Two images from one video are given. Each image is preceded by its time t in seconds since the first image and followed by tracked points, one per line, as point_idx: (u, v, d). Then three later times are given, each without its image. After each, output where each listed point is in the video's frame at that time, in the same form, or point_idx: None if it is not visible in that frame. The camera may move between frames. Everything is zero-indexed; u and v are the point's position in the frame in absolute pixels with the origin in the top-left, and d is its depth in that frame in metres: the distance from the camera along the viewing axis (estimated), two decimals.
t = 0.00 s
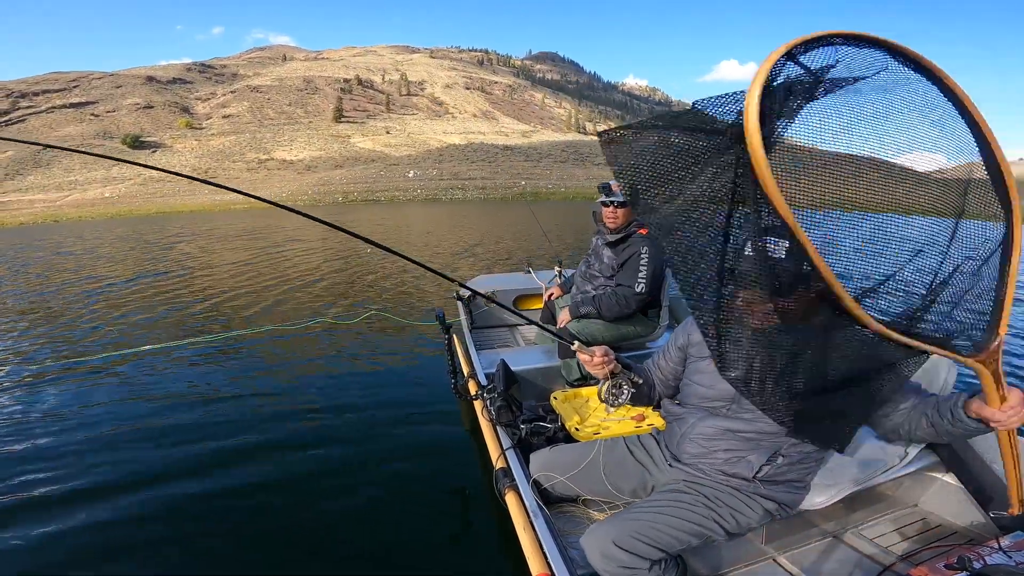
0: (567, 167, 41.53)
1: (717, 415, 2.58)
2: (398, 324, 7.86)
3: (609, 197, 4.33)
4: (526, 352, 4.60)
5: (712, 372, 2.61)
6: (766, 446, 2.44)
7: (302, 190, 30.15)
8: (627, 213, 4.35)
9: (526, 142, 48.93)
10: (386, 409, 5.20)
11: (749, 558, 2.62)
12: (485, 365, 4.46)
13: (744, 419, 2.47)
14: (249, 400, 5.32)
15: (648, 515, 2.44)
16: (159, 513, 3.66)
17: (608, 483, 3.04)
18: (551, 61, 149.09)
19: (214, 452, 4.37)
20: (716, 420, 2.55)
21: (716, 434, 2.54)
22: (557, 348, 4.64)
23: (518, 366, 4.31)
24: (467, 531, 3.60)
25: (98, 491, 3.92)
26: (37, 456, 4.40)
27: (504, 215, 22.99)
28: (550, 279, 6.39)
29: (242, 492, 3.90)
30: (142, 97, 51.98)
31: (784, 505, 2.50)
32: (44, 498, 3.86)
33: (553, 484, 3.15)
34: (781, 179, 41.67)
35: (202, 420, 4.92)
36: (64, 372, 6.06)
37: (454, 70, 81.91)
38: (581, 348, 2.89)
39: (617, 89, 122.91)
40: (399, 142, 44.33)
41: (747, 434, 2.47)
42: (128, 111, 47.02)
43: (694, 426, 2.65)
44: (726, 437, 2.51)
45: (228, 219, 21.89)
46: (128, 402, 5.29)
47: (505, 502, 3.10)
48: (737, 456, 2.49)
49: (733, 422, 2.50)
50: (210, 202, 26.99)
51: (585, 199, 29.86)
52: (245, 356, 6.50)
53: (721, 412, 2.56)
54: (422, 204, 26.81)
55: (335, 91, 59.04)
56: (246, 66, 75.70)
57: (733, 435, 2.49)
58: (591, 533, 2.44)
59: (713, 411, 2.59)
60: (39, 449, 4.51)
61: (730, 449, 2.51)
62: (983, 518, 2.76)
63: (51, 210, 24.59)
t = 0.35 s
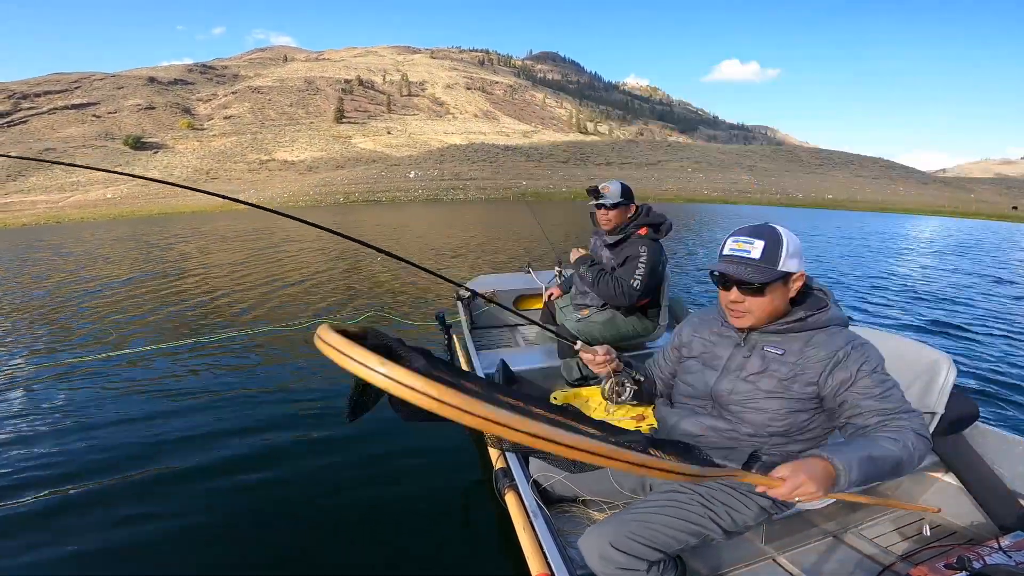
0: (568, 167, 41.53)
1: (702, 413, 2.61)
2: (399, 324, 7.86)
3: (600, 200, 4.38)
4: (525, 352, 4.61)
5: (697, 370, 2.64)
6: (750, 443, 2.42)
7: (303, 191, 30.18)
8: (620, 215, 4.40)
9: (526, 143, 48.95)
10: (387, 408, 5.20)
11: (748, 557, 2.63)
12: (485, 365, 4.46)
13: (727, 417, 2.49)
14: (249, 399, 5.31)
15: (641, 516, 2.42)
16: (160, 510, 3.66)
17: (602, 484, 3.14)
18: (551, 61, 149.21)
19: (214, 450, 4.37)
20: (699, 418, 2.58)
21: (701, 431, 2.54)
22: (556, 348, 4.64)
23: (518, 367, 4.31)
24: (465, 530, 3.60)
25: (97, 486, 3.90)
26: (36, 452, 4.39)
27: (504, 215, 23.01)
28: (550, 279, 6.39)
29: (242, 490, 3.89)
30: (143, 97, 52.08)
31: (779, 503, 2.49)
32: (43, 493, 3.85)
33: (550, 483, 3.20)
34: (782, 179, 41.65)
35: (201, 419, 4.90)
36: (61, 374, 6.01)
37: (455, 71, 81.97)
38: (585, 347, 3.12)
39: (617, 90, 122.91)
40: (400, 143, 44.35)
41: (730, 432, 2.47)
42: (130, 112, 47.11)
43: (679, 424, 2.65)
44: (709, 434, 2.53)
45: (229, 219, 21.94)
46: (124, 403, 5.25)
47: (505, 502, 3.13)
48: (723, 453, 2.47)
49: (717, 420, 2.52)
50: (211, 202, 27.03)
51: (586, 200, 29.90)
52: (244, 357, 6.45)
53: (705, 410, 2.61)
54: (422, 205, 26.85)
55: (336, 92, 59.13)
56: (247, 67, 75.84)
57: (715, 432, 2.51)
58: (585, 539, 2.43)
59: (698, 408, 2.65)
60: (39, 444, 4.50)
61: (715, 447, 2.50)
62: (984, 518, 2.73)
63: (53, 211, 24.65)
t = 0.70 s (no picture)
0: (568, 169, 41.63)
1: (688, 417, 2.67)
2: (402, 325, 7.84)
3: (599, 200, 4.39)
4: (524, 352, 4.61)
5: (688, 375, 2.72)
6: (730, 451, 2.44)
7: (303, 191, 30.20)
8: (619, 215, 4.41)
9: (526, 144, 49.06)
10: (387, 409, 5.21)
11: (749, 556, 2.63)
12: (485, 365, 4.45)
13: (708, 425, 2.51)
14: (249, 402, 5.30)
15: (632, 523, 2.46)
16: (161, 519, 3.67)
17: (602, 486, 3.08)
18: (551, 62, 149.55)
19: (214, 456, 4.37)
20: (683, 422, 2.63)
21: (683, 437, 2.60)
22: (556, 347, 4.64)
23: (518, 366, 4.31)
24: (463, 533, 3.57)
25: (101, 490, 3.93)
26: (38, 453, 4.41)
27: (504, 216, 23.05)
28: (550, 280, 6.39)
29: (246, 496, 3.92)
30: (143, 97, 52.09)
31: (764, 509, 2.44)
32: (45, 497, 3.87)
33: (550, 483, 3.19)
34: (781, 181, 41.80)
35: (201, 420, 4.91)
36: (58, 375, 5.99)
37: (456, 72, 82.13)
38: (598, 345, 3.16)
39: (617, 91, 123.08)
40: (400, 143, 44.42)
41: (709, 439, 2.50)
42: (130, 112, 47.10)
43: (665, 429, 2.72)
44: (691, 440, 2.58)
45: (228, 219, 21.95)
46: (121, 404, 5.22)
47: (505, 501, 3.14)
48: (705, 458, 2.51)
49: (698, 426, 2.55)
50: (211, 202, 27.03)
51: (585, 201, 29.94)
52: (245, 358, 6.43)
53: (691, 416, 2.66)
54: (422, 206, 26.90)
55: (336, 92, 59.23)
56: (248, 67, 75.94)
57: (697, 438, 2.55)
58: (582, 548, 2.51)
59: (687, 413, 2.70)
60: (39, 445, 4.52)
61: (698, 452, 2.54)
62: (984, 518, 2.72)
63: (52, 210, 24.62)
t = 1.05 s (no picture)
0: (565, 170, 41.72)
1: (678, 421, 2.68)
2: (402, 325, 7.82)
3: (600, 200, 4.40)
4: (524, 351, 4.59)
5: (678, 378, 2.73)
6: (720, 455, 2.44)
7: (301, 190, 30.11)
8: (620, 215, 4.43)
9: (524, 145, 49.14)
10: (388, 406, 5.19)
11: (750, 557, 2.63)
12: (485, 364, 4.45)
13: (695, 428, 2.53)
14: (250, 399, 5.28)
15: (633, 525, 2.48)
16: (158, 511, 3.64)
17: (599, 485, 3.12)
18: (550, 64, 149.88)
19: (213, 452, 4.35)
20: (672, 426, 2.65)
21: (673, 439, 2.61)
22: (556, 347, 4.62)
23: (518, 366, 4.30)
24: (465, 530, 3.55)
25: (98, 486, 3.89)
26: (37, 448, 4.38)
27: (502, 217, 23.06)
28: (550, 280, 6.40)
29: (245, 491, 3.88)
30: (141, 94, 51.95)
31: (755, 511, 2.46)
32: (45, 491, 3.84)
33: (549, 484, 3.18)
34: (777, 185, 42.00)
35: (200, 417, 4.88)
36: (48, 371, 5.91)
37: (454, 73, 82.23)
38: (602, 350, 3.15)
39: (615, 94, 123.34)
40: (399, 143, 44.42)
41: (697, 442, 2.52)
42: (127, 109, 46.96)
43: (656, 430, 2.75)
44: (680, 442, 2.58)
45: (226, 217, 21.89)
46: (112, 402, 5.16)
47: (505, 501, 3.13)
48: (696, 461, 2.51)
49: (687, 429, 2.57)
50: (208, 201, 26.95)
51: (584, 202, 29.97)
52: (244, 356, 6.39)
53: (681, 418, 2.68)
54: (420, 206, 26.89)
55: (335, 92, 59.22)
56: (246, 66, 75.88)
57: (686, 440, 2.56)
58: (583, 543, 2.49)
59: (676, 416, 2.72)
60: (37, 441, 4.49)
61: (687, 454, 2.54)
62: (983, 518, 2.75)
63: (48, 207, 24.52)
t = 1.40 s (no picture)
0: (561, 170, 41.70)
1: (673, 422, 2.69)
2: (400, 325, 7.77)
3: (598, 200, 4.41)
4: (525, 351, 4.58)
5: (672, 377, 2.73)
6: (715, 456, 2.44)
7: (296, 190, 29.98)
8: (617, 215, 4.44)
9: (519, 145, 49.10)
10: (388, 406, 5.17)
11: (751, 558, 2.62)
12: (485, 365, 4.44)
13: (689, 429, 2.53)
14: (247, 400, 5.23)
15: (628, 524, 2.51)
16: (154, 513, 3.60)
17: (598, 485, 3.12)
18: (545, 63, 150.04)
19: (210, 453, 4.31)
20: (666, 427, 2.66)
21: (668, 441, 2.61)
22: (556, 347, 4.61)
23: (518, 366, 4.28)
24: (467, 531, 3.52)
25: (94, 490, 3.85)
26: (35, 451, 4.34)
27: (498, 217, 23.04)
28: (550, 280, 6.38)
29: (243, 491, 3.85)
30: (134, 94, 51.61)
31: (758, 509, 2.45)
32: (43, 494, 3.81)
33: (549, 484, 3.17)
34: (772, 185, 42.13)
35: (198, 419, 4.85)
36: (40, 373, 5.83)
37: (450, 72, 82.11)
38: (604, 348, 3.12)
39: (610, 93, 123.49)
40: (394, 143, 44.30)
41: (691, 443, 2.52)
42: (120, 109, 46.64)
43: (653, 431, 2.75)
44: (675, 443, 2.59)
45: (220, 218, 21.76)
46: (108, 405, 5.12)
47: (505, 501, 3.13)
48: (692, 462, 2.52)
49: (681, 430, 2.58)
50: (202, 201, 26.79)
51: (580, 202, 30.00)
52: (241, 358, 6.33)
53: (675, 419, 2.69)
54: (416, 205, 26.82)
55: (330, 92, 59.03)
56: (241, 66, 75.53)
57: (680, 442, 2.57)
58: (580, 542, 2.50)
59: (671, 417, 2.72)
60: (34, 444, 4.45)
61: (683, 455, 2.55)
62: (983, 518, 2.76)
63: (40, 207, 24.32)
